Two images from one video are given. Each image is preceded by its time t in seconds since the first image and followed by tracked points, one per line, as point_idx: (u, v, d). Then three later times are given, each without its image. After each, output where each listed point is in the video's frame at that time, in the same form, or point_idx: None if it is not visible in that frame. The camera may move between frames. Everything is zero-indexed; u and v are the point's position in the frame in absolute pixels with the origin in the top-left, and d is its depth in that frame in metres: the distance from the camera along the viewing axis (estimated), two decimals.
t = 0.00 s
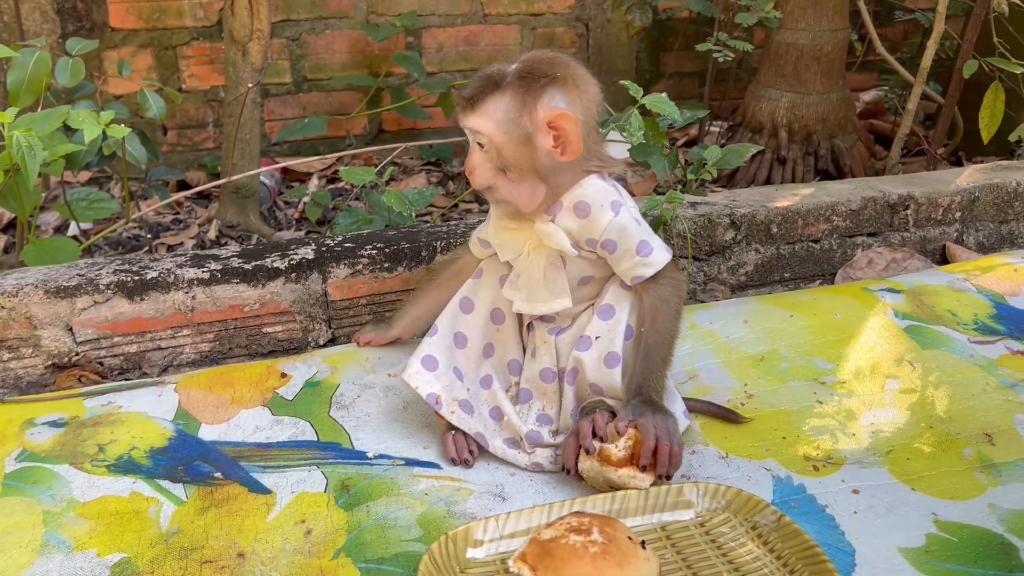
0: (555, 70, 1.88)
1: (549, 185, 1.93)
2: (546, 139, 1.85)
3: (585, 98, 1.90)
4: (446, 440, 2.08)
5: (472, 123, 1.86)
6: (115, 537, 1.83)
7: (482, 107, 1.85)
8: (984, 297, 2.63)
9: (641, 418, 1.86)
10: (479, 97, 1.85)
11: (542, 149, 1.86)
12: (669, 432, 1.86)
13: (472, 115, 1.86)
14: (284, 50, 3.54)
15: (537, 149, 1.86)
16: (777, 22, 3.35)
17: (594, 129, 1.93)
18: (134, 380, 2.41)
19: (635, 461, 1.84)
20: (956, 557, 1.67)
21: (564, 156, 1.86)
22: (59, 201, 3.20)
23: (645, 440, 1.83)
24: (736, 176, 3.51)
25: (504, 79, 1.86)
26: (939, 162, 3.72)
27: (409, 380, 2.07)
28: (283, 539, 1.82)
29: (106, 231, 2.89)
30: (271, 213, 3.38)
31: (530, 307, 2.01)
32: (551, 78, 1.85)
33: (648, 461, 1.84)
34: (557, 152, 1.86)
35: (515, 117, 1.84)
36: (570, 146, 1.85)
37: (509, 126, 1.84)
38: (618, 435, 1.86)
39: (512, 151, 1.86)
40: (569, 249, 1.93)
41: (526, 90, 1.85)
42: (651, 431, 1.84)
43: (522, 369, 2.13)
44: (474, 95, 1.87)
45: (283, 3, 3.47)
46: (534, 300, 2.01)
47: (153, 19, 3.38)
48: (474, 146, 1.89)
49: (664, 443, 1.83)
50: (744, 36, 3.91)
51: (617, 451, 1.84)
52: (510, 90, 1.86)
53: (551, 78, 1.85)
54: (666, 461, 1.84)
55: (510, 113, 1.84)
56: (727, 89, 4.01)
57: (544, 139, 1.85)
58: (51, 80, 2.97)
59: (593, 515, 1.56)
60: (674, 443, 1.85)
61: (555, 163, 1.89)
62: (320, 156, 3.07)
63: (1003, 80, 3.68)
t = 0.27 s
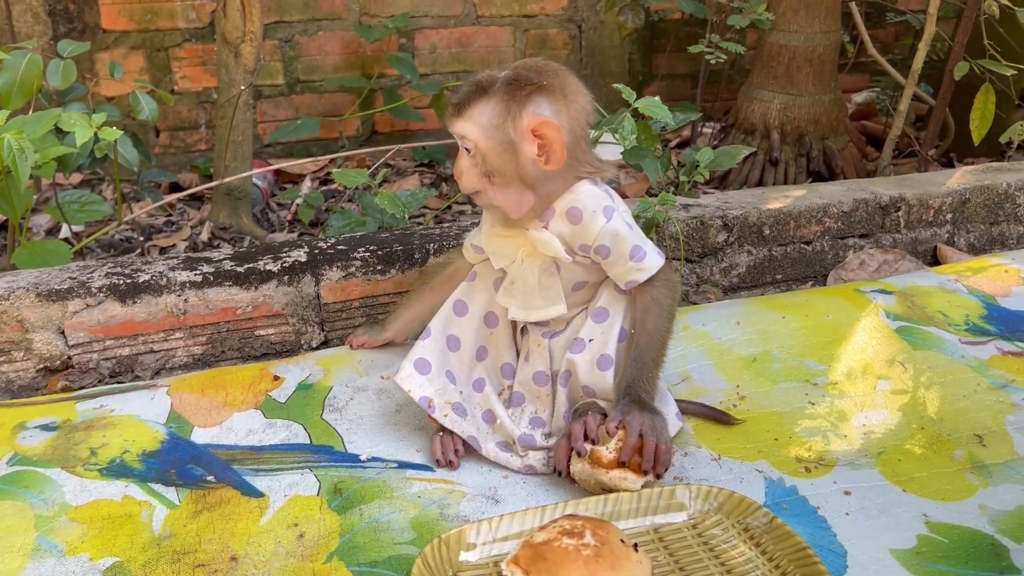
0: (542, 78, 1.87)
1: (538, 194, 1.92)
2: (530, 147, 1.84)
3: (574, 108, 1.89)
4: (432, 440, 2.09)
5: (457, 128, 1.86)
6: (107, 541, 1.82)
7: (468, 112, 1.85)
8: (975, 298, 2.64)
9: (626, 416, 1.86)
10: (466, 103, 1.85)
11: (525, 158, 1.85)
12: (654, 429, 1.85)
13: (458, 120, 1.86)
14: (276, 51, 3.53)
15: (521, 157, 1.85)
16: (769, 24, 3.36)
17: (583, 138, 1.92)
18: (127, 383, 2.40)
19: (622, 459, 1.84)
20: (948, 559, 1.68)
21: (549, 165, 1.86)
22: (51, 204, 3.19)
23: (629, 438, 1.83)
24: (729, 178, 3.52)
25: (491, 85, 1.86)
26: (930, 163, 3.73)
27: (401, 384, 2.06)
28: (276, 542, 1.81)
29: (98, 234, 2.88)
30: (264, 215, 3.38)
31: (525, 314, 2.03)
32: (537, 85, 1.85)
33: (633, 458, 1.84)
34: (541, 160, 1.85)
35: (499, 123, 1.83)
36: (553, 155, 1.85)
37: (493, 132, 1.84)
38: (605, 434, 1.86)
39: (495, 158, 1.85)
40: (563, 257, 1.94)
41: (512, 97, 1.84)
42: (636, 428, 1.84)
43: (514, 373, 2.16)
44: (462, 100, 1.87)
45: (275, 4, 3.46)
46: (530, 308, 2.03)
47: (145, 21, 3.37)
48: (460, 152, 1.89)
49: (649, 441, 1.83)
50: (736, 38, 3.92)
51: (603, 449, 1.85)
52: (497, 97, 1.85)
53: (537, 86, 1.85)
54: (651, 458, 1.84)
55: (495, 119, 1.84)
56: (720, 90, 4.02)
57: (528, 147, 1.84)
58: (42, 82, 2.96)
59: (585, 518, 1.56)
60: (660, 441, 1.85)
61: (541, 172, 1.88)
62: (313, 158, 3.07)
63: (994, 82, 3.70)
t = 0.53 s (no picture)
0: (547, 80, 1.88)
1: (535, 195, 1.93)
2: (528, 147, 1.85)
3: (576, 113, 1.89)
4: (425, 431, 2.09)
5: (459, 123, 1.87)
6: (101, 543, 1.82)
7: (471, 108, 1.85)
8: (966, 298, 2.66)
9: (620, 419, 1.87)
10: (469, 99, 1.86)
11: (523, 158, 1.85)
12: (648, 432, 1.86)
13: (460, 115, 1.87)
14: (270, 52, 3.53)
15: (519, 157, 1.86)
16: (762, 25, 3.37)
17: (583, 144, 1.92)
18: (120, 384, 2.39)
19: (615, 461, 1.84)
20: (939, 558, 1.69)
21: (547, 167, 1.86)
22: (44, 205, 3.18)
23: (622, 439, 1.84)
24: (722, 178, 3.53)
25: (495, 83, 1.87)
26: (922, 163, 3.75)
27: (395, 385, 2.07)
28: (270, 544, 1.82)
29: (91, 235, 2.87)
30: (257, 216, 3.38)
31: (531, 319, 2.02)
32: (541, 87, 1.85)
33: (626, 460, 1.84)
34: (539, 162, 1.86)
35: (500, 121, 1.84)
36: (551, 157, 1.85)
37: (494, 130, 1.84)
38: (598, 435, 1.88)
39: (494, 156, 1.86)
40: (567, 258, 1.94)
41: (515, 97, 1.84)
42: (630, 432, 1.84)
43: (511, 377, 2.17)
44: (465, 95, 1.87)
45: (269, 5, 3.46)
46: (534, 311, 2.02)
47: (138, 22, 3.37)
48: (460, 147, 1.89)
49: (643, 444, 1.83)
50: (729, 39, 3.93)
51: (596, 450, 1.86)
52: (500, 95, 1.86)
53: (541, 88, 1.85)
54: (644, 460, 1.83)
55: (496, 117, 1.84)
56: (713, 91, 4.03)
57: (527, 147, 1.84)
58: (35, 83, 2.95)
59: (579, 519, 1.57)
60: (653, 443, 1.85)
61: (539, 174, 1.89)
62: (307, 159, 3.07)
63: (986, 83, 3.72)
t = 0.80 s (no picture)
0: (553, 83, 1.87)
1: (531, 195, 1.91)
2: (527, 147, 1.84)
3: (580, 117, 1.89)
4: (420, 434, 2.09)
5: (462, 118, 1.87)
6: (95, 546, 1.82)
7: (474, 104, 1.85)
8: (958, 300, 2.67)
9: (613, 421, 1.88)
10: (473, 94, 1.86)
11: (521, 157, 1.85)
12: (641, 433, 1.87)
13: (463, 110, 1.87)
14: (264, 54, 3.53)
15: (518, 157, 1.85)
16: (755, 27, 3.38)
17: (584, 149, 1.91)
18: (114, 384, 2.39)
19: (609, 463, 1.85)
20: (931, 559, 1.70)
21: (544, 168, 1.86)
22: (37, 207, 3.18)
23: (616, 441, 1.85)
24: (716, 180, 3.54)
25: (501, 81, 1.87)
26: (915, 165, 3.76)
27: (389, 386, 2.07)
28: (265, 547, 1.82)
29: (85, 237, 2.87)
30: (252, 218, 3.38)
31: (521, 315, 2.03)
32: (546, 89, 1.85)
33: (619, 461, 1.85)
34: (537, 162, 1.85)
35: (502, 119, 1.84)
36: (549, 159, 1.85)
37: (495, 127, 1.84)
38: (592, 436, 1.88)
39: (492, 153, 1.86)
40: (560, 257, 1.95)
41: (518, 96, 1.84)
42: (623, 432, 1.86)
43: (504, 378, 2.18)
44: (470, 90, 1.87)
45: (263, 7, 3.46)
46: (525, 309, 2.03)
47: (132, 23, 3.36)
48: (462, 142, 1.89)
49: (636, 444, 1.84)
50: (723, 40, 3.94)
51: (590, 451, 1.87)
52: (505, 93, 1.86)
53: (546, 89, 1.85)
54: (638, 461, 1.84)
55: (498, 115, 1.84)
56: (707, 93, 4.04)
57: (526, 147, 1.84)
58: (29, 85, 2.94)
59: (572, 520, 1.57)
60: (647, 445, 1.86)
61: (537, 174, 1.88)
62: (301, 161, 3.07)
63: (978, 84, 3.74)
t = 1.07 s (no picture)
0: (543, 79, 1.91)
1: (532, 191, 1.94)
2: (526, 146, 1.87)
3: (572, 110, 1.92)
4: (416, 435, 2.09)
5: (458, 124, 1.89)
6: (92, 548, 1.82)
7: (469, 110, 1.88)
8: (953, 300, 2.68)
9: (609, 421, 1.89)
10: (466, 99, 1.88)
11: (523, 156, 1.88)
12: (637, 433, 1.87)
13: (459, 117, 1.89)
14: (260, 55, 3.53)
15: (517, 156, 1.88)
16: (750, 28, 3.39)
17: (578, 141, 1.95)
18: (110, 384, 2.39)
19: (605, 463, 1.85)
20: (926, 558, 1.71)
21: (546, 164, 1.89)
22: (33, 209, 3.18)
23: (612, 441, 1.85)
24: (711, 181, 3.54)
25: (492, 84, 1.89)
26: (910, 166, 3.77)
27: (386, 386, 2.07)
28: (262, 548, 1.82)
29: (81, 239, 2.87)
30: (248, 220, 3.37)
31: (515, 312, 2.04)
32: (537, 86, 1.88)
33: (616, 461, 1.85)
34: (538, 159, 1.88)
35: (499, 121, 1.86)
36: (550, 155, 1.88)
37: (492, 129, 1.87)
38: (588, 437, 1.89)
39: (493, 156, 1.88)
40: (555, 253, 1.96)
41: (512, 96, 1.87)
42: (619, 433, 1.86)
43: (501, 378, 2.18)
44: (462, 97, 1.90)
45: (259, 8, 3.47)
46: (519, 305, 2.04)
47: (128, 25, 3.36)
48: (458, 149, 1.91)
49: (632, 445, 1.85)
50: (718, 42, 3.95)
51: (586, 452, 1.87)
52: (497, 95, 1.88)
53: (537, 87, 1.88)
54: (634, 461, 1.84)
55: (495, 117, 1.87)
56: (702, 94, 4.05)
57: (525, 146, 1.87)
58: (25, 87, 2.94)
59: (569, 521, 1.58)
60: (643, 445, 1.86)
61: (533, 171, 1.90)
62: (297, 163, 3.07)
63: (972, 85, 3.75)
